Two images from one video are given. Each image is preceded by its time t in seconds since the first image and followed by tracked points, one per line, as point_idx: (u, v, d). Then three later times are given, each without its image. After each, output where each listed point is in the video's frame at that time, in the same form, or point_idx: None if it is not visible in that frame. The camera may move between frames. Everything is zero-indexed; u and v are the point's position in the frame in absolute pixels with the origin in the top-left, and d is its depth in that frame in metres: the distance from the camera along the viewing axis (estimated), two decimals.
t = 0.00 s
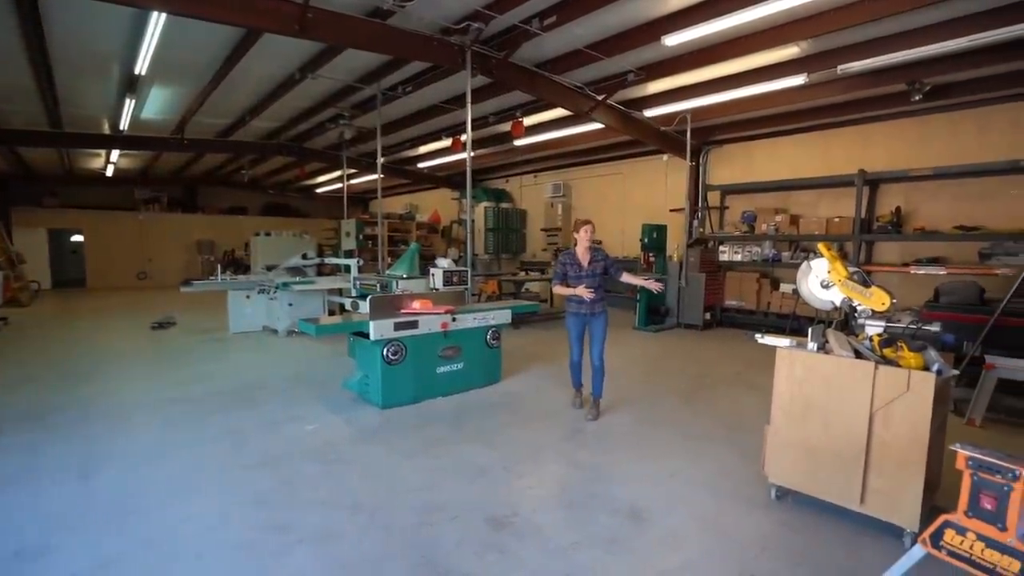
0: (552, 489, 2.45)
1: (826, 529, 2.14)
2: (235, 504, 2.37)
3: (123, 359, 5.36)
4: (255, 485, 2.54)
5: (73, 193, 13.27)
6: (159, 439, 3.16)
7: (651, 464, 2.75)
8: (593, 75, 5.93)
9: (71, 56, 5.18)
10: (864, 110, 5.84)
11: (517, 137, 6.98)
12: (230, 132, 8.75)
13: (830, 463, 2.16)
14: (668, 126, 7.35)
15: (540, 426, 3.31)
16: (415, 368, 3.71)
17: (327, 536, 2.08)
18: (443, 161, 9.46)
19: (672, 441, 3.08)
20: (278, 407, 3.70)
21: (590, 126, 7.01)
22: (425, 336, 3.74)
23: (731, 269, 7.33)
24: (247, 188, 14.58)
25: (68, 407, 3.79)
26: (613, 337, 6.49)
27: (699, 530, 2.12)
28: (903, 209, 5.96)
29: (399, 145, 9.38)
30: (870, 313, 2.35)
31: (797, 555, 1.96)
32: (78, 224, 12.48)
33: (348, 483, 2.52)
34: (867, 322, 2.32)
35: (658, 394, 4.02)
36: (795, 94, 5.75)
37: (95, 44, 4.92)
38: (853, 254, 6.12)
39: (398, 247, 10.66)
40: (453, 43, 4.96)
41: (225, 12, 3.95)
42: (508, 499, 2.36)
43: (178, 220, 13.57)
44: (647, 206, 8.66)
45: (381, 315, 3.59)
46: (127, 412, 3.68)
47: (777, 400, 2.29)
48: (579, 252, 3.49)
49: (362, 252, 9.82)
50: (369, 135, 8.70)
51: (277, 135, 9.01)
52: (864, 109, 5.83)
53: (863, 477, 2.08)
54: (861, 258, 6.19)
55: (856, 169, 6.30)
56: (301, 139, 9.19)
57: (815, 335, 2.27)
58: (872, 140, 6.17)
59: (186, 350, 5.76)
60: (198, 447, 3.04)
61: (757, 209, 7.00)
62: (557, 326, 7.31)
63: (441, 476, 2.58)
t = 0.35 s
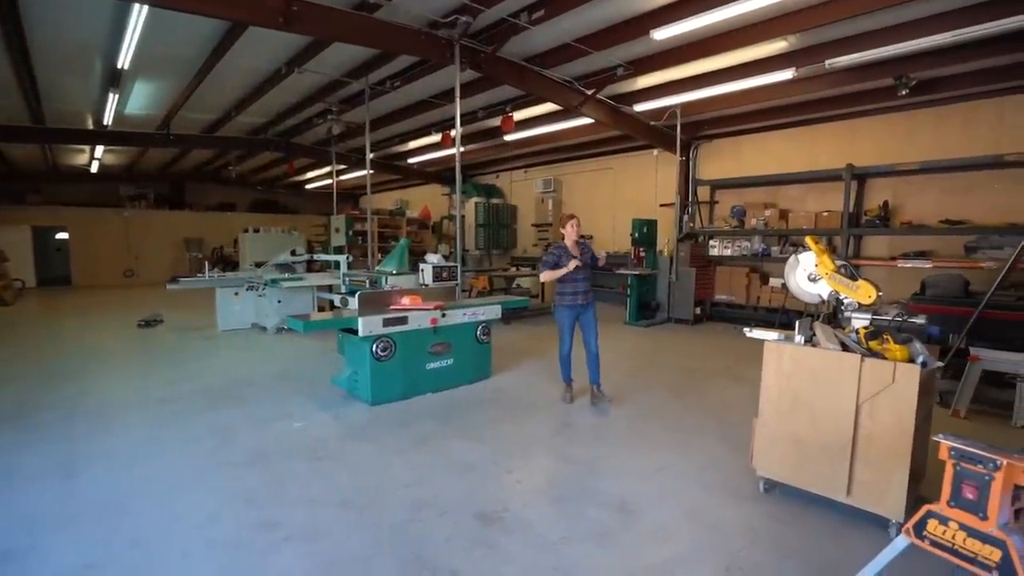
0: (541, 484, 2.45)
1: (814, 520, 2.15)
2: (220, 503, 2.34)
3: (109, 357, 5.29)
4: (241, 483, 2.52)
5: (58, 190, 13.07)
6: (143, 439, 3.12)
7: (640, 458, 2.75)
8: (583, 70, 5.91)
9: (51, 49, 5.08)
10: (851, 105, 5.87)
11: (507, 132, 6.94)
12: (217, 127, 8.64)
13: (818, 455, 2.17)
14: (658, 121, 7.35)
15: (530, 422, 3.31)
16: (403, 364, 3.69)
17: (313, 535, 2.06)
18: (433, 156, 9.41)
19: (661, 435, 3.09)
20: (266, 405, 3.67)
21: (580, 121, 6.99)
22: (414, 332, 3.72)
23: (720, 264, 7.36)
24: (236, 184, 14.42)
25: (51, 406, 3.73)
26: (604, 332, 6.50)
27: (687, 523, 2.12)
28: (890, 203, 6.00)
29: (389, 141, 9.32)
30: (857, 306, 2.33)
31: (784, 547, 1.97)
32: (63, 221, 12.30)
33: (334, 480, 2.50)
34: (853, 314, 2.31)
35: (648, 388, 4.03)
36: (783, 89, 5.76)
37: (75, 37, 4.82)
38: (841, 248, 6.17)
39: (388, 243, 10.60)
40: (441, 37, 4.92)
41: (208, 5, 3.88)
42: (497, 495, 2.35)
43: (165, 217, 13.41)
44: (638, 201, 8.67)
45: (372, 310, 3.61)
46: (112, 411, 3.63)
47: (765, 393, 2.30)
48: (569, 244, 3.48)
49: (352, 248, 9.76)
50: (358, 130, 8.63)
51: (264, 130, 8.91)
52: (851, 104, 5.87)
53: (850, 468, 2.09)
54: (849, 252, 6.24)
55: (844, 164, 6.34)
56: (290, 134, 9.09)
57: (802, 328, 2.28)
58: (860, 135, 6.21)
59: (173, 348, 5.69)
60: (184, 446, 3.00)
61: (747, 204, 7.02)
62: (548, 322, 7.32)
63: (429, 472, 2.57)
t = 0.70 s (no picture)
0: (532, 480, 2.44)
1: (804, 514, 2.15)
2: (207, 502, 2.31)
3: (96, 356, 5.23)
4: (230, 482, 2.49)
5: (45, 186, 12.89)
6: (130, 438, 3.08)
7: (631, 453, 2.75)
8: (575, 64, 5.88)
9: (34, 42, 4.98)
10: (843, 100, 5.88)
11: (499, 127, 6.90)
12: (206, 122, 8.54)
13: (808, 449, 2.17)
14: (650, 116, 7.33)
15: (522, 418, 3.29)
16: (394, 361, 3.67)
17: (301, 533, 2.04)
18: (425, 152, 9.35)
19: (653, 429, 3.09)
20: (256, 402, 3.64)
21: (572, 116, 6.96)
22: (405, 328, 3.69)
23: (713, 258, 7.36)
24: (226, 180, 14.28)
25: (37, 406, 3.68)
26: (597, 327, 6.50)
27: (678, 518, 2.12)
28: (881, 197, 6.03)
29: (381, 136, 9.25)
30: (846, 300, 2.34)
31: (775, 540, 1.97)
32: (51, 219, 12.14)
33: (324, 478, 2.48)
34: (842, 308, 2.31)
35: (641, 383, 4.03)
36: (775, 83, 5.76)
37: (58, 30, 4.74)
38: (832, 242, 6.19)
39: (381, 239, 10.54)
40: (432, 31, 4.87)
41: None
42: (488, 491, 2.34)
43: (155, 214, 13.26)
44: (630, 196, 8.66)
45: (361, 308, 3.57)
46: (99, 410, 3.58)
47: (755, 386, 2.30)
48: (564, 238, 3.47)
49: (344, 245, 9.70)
50: (349, 126, 8.56)
51: (254, 126, 8.82)
52: (843, 99, 5.87)
53: (839, 461, 2.10)
54: (840, 246, 6.26)
55: (836, 158, 6.35)
56: (280, 129, 9.00)
57: (792, 322, 2.28)
58: (851, 129, 6.22)
59: (163, 346, 5.63)
60: (172, 445, 2.96)
61: (739, 199, 7.03)
62: (542, 317, 7.31)
63: (420, 469, 2.55)
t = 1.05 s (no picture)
0: (522, 478, 2.43)
1: (795, 510, 2.15)
2: (193, 502, 2.28)
3: (84, 355, 5.17)
4: (219, 481, 2.47)
5: (33, 183, 12.73)
6: (117, 438, 3.04)
7: (622, 450, 2.74)
8: (567, 59, 5.85)
9: (17, 36, 4.90)
10: (835, 95, 5.88)
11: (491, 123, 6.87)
12: (195, 118, 8.45)
13: (799, 445, 2.17)
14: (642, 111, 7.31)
15: (513, 415, 3.28)
16: (385, 358, 3.64)
17: (289, 534, 2.01)
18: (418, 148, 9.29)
19: (645, 426, 3.08)
20: (246, 401, 3.61)
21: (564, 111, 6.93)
22: (395, 325, 3.66)
23: (706, 254, 7.37)
24: (217, 177, 14.16)
25: (23, 405, 3.64)
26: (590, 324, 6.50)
27: (668, 515, 2.11)
28: (872, 192, 6.04)
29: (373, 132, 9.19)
30: (836, 294, 2.33)
31: (765, 537, 1.96)
32: (39, 216, 11.99)
33: (313, 477, 2.45)
34: (832, 303, 2.31)
35: (633, 379, 4.03)
36: (767, 78, 5.75)
37: (41, 24, 4.65)
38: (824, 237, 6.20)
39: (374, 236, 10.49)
40: (422, 26, 4.83)
41: None
42: (478, 489, 2.32)
43: (145, 212, 13.13)
44: (624, 192, 8.65)
45: (351, 305, 3.54)
46: (86, 409, 3.55)
47: (746, 383, 2.29)
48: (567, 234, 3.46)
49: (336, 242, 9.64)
50: (341, 122, 8.49)
51: (245, 122, 8.73)
52: (835, 95, 5.88)
53: (829, 456, 2.09)
54: (832, 242, 6.27)
55: (828, 154, 6.36)
56: (271, 126, 8.92)
57: (782, 317, 2.27)
58: (843, 124, 6.23)
59: (152, 345, 5.58)
60: (159, 444, 2.92)
61: (732, 194, 7.04)
62: (535, 314, 7.30)
63: (409, 468, 2.53)
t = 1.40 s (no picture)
0: (513, 478, 2.42)
1: (785, 510, 2.14)
2: (179, 504, 2.25)
3: (73, 355, 5.11)
4: (207, 482, 2.44)
5: (23, 182, 12.60)
6: (104, 438, 3.00)
7: (613, 451, 2.73)
8: (561, 58, 5.84)
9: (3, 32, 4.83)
10: (828, 95, 5.89)
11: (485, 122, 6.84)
12: (187, 117, 8.38)
13: (789, 446, 2.17)
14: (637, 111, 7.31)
15: (505, 415, 3.26)
16: (377, 358, 3.62)
17: (275, 536, 1.99)
18: (412, 147, 9.26)
19: (637, 426, 3.07)
20: (236, 401, 3.57)
21: (558, 111, 6.92)
22: (387, 325, 3.63)
23: (700, 254, 7.37)
24: (210, 176, 14.07)
25: (9, 405, 3.60)
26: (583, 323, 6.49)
27: (659, 516, 2.10)
28: (865, 192, 6.06)
29: (367, 131, 9.15)
30: (827, 294, 2.32)
31: (755, 537, 1.95)
32: (29, 215, 11.86)
33: (301, 478, 2.43)
34: (823, 302, 2.30)
35: (626, 379, 4.02)
36: (760, 78, 5.75)
37: (27, 19, 4.59)
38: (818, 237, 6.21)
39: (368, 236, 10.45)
40: (415, 24, 4.80)
41: None
42: (468, 490, 2.31)
43: (137, 210, 13.02)
44: (618, 191, 8.64)
45: (342, 305, 3.51)
46: (73, 410, 3.50)
47: (736, 383, 2.28)
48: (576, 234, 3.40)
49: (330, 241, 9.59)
50: (334, 121, 8.44)
51: (237, 120, 8.67)
52: (828, 95, 5.89)
53: (820, 457, 2.09)
54: (825, 241, 6.29)
55: (821, 154, 6.37)
56: (263, 124, 8.87)
57: (773, 317, 2.26)
58: (836, 124, 6.25)
59: (143, 345, 5.52)
60: (146, 445, 2.89)
61: (726, 194, 7.04)
62: (529, 313, 7.28)
63: (399, 469, 2.51)
